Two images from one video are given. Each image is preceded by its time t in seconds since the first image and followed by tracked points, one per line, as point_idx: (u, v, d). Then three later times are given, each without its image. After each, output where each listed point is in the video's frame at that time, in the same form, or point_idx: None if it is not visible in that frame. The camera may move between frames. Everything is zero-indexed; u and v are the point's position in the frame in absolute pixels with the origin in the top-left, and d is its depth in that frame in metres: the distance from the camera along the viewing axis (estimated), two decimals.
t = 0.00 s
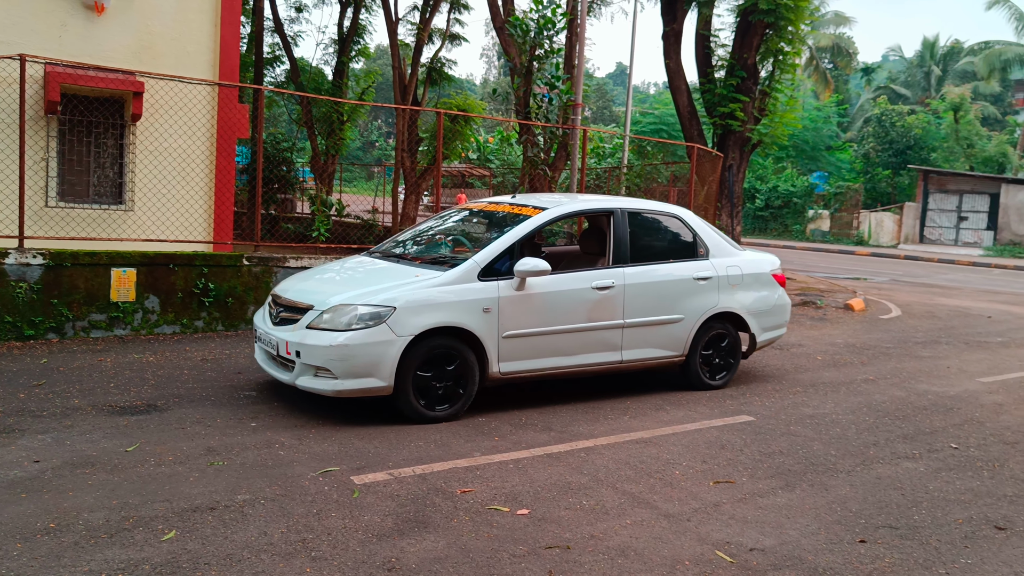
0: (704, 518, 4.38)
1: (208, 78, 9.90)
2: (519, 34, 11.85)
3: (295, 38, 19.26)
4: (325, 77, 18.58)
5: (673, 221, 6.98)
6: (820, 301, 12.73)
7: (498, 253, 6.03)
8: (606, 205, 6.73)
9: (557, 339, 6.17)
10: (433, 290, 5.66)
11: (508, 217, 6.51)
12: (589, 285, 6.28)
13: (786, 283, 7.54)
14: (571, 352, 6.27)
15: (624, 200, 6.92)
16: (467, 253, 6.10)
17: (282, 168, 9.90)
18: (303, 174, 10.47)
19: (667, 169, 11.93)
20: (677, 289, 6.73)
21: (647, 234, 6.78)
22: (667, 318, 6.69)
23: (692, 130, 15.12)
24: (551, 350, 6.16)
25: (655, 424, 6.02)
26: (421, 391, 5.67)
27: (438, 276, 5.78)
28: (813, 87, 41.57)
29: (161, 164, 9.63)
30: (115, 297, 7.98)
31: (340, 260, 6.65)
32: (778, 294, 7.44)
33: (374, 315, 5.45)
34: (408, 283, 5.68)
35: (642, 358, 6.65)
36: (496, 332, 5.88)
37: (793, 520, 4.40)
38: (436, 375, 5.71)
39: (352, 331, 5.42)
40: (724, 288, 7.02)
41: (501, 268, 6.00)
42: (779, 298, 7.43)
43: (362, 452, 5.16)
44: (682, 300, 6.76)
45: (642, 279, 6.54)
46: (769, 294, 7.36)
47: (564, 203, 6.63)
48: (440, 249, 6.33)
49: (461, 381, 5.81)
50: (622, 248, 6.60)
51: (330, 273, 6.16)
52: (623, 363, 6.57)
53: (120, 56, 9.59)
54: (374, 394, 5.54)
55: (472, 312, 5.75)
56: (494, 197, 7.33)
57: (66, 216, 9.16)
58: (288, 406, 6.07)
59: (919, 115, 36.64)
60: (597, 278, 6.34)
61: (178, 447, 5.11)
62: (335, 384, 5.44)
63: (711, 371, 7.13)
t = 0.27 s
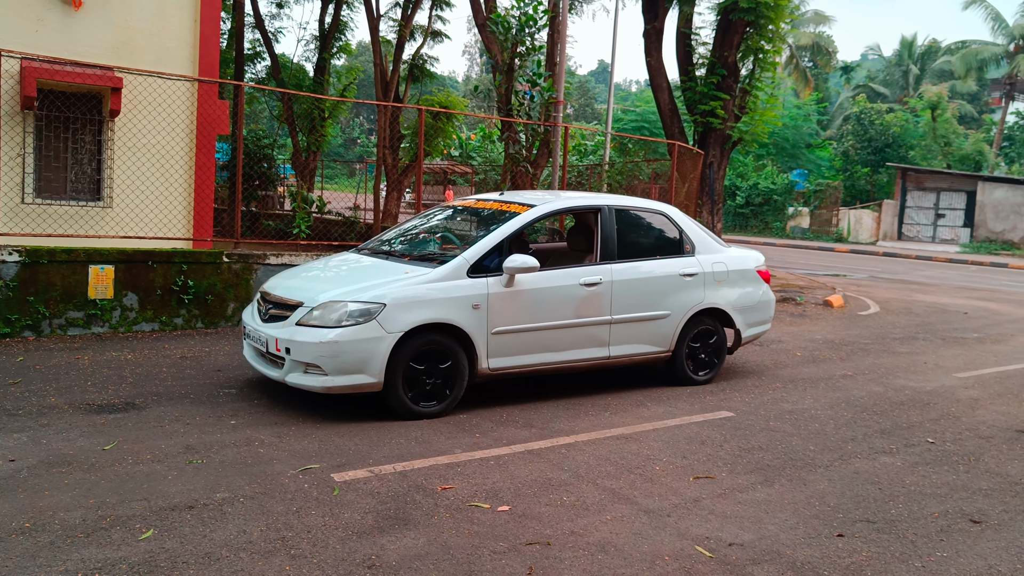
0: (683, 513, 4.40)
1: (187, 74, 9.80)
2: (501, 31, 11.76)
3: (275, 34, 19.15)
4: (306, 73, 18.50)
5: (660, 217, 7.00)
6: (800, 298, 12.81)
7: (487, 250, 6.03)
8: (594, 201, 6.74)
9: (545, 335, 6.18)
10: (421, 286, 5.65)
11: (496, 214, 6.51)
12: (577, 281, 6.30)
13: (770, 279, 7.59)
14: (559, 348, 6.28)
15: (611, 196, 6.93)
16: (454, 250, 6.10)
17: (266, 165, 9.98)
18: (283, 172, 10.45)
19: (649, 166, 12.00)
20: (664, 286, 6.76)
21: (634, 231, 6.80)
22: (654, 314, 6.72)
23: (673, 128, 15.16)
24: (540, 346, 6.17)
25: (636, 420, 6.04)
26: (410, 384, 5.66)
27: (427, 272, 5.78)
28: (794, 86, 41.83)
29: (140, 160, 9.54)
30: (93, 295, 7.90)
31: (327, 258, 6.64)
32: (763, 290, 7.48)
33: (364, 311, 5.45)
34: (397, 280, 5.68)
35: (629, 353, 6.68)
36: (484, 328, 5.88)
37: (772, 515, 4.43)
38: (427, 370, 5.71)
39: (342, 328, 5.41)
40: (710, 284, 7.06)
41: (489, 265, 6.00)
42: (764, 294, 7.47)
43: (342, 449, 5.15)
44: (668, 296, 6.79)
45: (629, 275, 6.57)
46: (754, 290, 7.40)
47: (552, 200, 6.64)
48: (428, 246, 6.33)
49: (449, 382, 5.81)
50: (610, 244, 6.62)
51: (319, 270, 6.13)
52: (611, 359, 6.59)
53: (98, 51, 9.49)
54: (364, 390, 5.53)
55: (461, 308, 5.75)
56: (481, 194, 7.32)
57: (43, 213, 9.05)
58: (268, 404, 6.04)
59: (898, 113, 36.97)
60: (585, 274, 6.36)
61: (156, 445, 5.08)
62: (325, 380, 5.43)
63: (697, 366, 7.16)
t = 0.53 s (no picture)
0: (671, 510, 4.41)
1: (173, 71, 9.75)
2: (489, 29, 11.75)
3: (263, 32, 19.08)
4: (294, 71, 18.44)
5: (652, 215, 7.02)
6: (787, 295, 12.87)
7: (481, 248, 6.03)
8: (587, 199, 6.74)
9: (540, 332, 6.18)
10: (417, 284, 5.65)
11: (489, 212, 6.50)
12: (571, 279, 6.30)
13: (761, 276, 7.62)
14: (554, 346, 6.29)
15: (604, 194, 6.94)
16: (448, 248, 6.10)
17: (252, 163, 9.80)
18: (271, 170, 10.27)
19: (636, 164, 12.04)
20: (657, 283, 6.78)
21: (627, 229, 6.81)
22: (647, 312, 6.73)
23: (661, 125, 15.19)
24: (535, 344, 6.18)
25: (624, 418, 6.05)
26: (405, 377, 5.65)
27: (422, 270, 5.78)
28: (781, 84, 41.99)
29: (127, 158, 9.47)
30: (78, 293, 7.85)
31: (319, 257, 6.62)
32: (755, 287, 7.51)
33: (359, 309, 5.45)
34: (392, 278, 5.67)
35: (623, 350, 6.69)
36: (480, 326, 5.88)
37: (759, 511, 4.44)
38: (424, 367, 5.72)
39: (338, 326, 5.41)
40: (702, 281, 7.08)
41: (484, 263, 6.01)
42: (756, 291, 7.50)
43: (330, 448, 5.14)
44: (661, 293, 6.81)
45: (622, 273, 6.58)
46: (745, 287, 7.42)
47: (546, 198, 6.64)
48: (421, 244, 6.33)
49: (441, 383, 5.80)
50: (603, 242, 6.63)
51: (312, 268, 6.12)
52: (605, 356, 6.60)
53: (84, 48, 9.42)
54: (359, 387, 5.53)
55: (456, 306, 5.75)
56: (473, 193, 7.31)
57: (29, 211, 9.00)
58: (256, 402, 6.02)
59: (885, 111, 37.16)
60: (579, 272, 6.37)
61: (142, 444, 5.05)
62: (321, 377, 5.43)
63: (689, 363, 7.20)
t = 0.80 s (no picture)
0: (661, 509, 4.42)
1: (163, 69, 9.71)
2: (479, 29, 11.74)
3: (253, 30, 19.02)
4: (284, 70, 18.39)
5: (646, 214, 7.03)
6: (777, 294, 12.90)
7: (478, 247, 6.03)
8: (582, 199, 6.75)
9: (536, 331, 6.18)
10: (414, 283, 5.65)
11: (485, 212, 6.50)
12: (567, 278, 6.31)
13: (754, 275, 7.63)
14: (550, 344, 6.29)
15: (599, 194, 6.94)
16: (445, 247, 6.09)
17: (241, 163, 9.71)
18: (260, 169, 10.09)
19: (627, 164, 11.94)
20: (652, 282, 6.79)
21: (622, 228, 6.82)
22: (642, 310, 6.74)
23: (651, 125, 15.21)
24: (531, 342, 6.18)
25: (614, 417, 6.06)
26: (403, 372, 5.65)
27: (419, 270, 5.78)
28: (772, 84, 42.11)
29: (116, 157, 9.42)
30: (67, 293, 7.81)
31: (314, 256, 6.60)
32: (748, 286, 7.53)
33: (357, 309, 5.44)
34: (389, 277, 5.67)
35: (618, 349, 6.70)
36: (476, 325, 5.88)
37: (749, 510, 4.46)
38: (422, 365, 5.73)
39: (335, 325, 5.40)
40: (696, 280, 7.10)
41: (480, 262, 6.01)
42: (749, 290, 7.52)
43: (321, 447, 5.13)
44: (656, 292, 6.82)
45: (618, 272, 6.59)
46: (739, 286, 7.44)
47: (542, 197, 6.64)
48: (417, 243, 6.33)
49: (436, 383, 5.80)
50: (598, 242, 6.64)
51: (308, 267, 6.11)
52: (600, 355, 6.61)
53: (72, 47, 9.38)
54: (357, 386, 5.52)
55: (453, 305, 5.75)
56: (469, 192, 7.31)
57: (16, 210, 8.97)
58: (246, 402, 6.01)
59: (874, 110, 37.33)
60: (575, 271, 6.37)
61: (132, 445, 5.03)
62: (319, 376, 5.42)
63: (683, 362, 7.22)
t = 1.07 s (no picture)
0: (652, 506, 4.44)
1: (153, 66, 9.68)
2: (471, 25, 11.72)
3: (245, 27, 18.97)
4: (275, 66, 18.35)
5: (641, 212, 7.04)
6: (769, 291, 12.94)
7: (473, 244, 6.03)
8: (577, 196, 6.75)
9: (531, 328, 6.19)
10: (409, 280, 5.65)
11: (480, 209, 6.50)
12: (561, 275, 6.31)
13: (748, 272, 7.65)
14: (545, 341, 6.30)
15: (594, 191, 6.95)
16: (440, 244, 6.09)
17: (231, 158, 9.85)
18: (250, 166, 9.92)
19: (620, 160, 11.74)
20: (646, 279, 6.80)
21: (617, 226, 6.83)
22: (636, 307, 6.75)
23: (643, 121, 15.21)
24: (526, 339, 6.18)
25: (606, 414, 6.07)
26: (400, 367, 5.65)
27: (415, 266, 5.78)
28: (764, 81, 42.20)
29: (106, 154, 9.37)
30: (57, 290, 7.78)
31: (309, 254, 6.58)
32: (742, 283, 7.55)
33: (352, 305, 5.44)
34: (385, 274, 5.67)
35: (613, 346, 6.71)
36: (472, 322, 5.88)
37: (740, 506, 4.48)
38: (419, 362, 5.74)
39: (331, 322, 5.40)
40: (690, 277, 7.11)
41: (476, 259, 6.01)
42: (743, 287, 7.54)
43: (312, 445, 5.12)
44: (650, 289, 6.83)
45: (612, 269, 6.60)
46: (733, 283, 7.46)
47: (536, 194, 6.65)
48: (412, 240, 6.32)
49: (431, 381, 5.81)
50: (593, 239, 6.64)
51: (304, 264, 6.11)
52: (595, 352, 6.62)
53: (62, 43, 9.34)
54: (353, 383, 5.52)
55: (449, 302, 5.76)
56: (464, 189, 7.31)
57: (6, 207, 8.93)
58: (238, 400, 5.99)
59: (865, 107, 37.43)
60: (569, 268, 6.38)
61: (123, 443, 5.02)
62: (315, 373, 5.41)
63: (677, 358, 7.24)
